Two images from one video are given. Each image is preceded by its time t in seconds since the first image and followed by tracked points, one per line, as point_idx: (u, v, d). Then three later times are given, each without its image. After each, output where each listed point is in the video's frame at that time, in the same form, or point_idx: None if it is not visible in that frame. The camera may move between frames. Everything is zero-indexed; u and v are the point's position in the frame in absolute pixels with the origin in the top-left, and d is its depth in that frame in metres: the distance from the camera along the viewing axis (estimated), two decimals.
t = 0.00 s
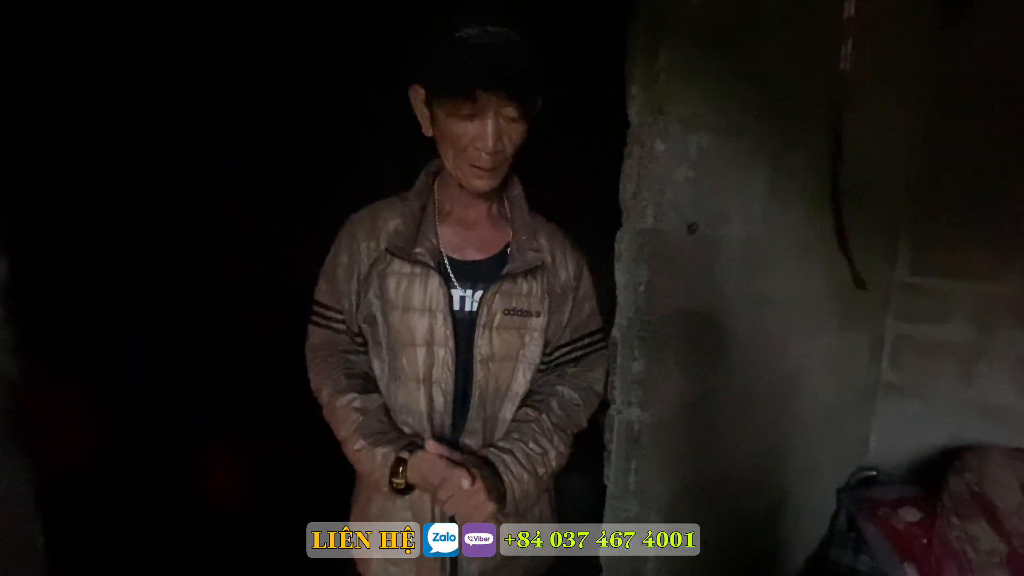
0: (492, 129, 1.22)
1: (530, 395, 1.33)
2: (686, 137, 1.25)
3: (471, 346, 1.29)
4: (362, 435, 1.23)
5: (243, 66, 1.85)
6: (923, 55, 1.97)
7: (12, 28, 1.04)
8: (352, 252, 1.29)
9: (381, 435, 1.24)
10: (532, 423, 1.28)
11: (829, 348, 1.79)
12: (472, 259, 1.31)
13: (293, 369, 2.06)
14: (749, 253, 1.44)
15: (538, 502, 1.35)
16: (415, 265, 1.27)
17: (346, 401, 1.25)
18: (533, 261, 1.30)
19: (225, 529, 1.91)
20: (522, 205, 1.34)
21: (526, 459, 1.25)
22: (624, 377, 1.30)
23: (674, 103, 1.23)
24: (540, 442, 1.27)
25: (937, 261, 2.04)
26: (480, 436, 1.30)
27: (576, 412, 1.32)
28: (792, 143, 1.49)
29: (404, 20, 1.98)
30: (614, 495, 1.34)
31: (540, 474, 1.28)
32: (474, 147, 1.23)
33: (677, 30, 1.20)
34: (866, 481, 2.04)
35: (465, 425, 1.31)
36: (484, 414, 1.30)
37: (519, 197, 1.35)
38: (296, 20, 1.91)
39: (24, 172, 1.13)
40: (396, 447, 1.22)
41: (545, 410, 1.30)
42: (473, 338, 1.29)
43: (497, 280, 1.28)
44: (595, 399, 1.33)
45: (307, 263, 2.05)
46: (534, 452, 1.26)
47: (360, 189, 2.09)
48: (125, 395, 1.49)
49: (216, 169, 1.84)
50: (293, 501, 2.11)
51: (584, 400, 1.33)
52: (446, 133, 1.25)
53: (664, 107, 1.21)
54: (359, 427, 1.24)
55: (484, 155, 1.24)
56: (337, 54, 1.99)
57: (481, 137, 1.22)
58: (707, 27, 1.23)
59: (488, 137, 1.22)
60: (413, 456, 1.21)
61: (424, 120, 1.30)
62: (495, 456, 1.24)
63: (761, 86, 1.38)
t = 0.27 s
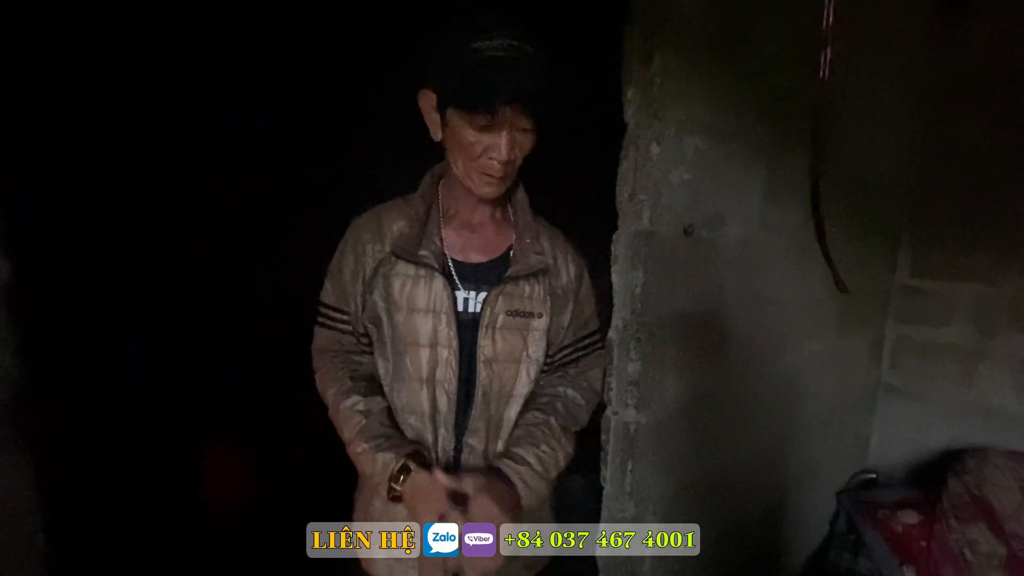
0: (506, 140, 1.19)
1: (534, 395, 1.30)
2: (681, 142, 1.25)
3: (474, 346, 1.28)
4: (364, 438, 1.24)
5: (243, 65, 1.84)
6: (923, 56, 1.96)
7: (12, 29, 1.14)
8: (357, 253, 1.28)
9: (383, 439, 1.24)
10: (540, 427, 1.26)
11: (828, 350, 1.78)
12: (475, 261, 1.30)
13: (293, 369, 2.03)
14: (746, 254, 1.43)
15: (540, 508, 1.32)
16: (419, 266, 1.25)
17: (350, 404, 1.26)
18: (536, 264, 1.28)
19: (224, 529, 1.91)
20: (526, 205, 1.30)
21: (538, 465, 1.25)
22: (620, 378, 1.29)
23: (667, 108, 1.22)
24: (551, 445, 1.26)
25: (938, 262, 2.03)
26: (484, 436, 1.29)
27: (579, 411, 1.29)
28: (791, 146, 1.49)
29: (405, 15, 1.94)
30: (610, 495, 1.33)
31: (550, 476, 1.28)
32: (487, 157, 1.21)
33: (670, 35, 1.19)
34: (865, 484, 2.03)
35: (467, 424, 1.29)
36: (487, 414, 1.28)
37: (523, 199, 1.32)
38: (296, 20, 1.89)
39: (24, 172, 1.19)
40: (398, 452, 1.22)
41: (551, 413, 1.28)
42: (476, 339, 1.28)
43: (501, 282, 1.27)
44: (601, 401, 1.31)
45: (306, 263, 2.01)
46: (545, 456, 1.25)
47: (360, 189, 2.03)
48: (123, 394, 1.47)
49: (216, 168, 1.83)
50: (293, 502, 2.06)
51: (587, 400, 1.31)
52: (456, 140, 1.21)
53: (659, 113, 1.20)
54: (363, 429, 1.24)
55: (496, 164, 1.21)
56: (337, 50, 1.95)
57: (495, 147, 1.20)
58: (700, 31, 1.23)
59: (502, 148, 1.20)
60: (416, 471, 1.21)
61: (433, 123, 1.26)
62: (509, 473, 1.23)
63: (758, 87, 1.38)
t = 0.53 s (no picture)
0: (507, 141, 1.17)
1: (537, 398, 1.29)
2: (681, 144, 1.24)
3: (477, 348, 1.24)
4: (362, 437, 1.21)
5: (243, 65, 1.82)
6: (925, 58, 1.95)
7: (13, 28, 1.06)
8: (361, 253, 1.26)
9: (380, 439, 1.21)
10: (565, 436, 1.26)
11: (830, 352, 1.77)
12: (477, 265, 1.25)
13: (292, 369, 2.03)
14: (746, 256, 1.42)
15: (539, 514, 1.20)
16: (423, 269, 1.23)
17: (349, 402, 1.24)
18: (539, 268, 1.24)
19: (223, 529, 1.91)
20: (530, 208, 1.27)
21: (576, 473, 1.25)
22: (619, 381, 1.28)
23: (667, 110, 1.21)
24: (582, 451, 1.26)
25: (940, 264, 2.02)
26: (486, 437, 1.24)
27: (592, 414, 1.30)
28: (792, 148, 1.48)
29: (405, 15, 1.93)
30: (610, 497, 1.32)
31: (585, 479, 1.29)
32: (487, 158, 1.18)
33: (671, 37, 1.18)
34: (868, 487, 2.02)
35: (469, 426, 1.25)
36: (489, 415, 1.24)
37: (528, 202, 1.29)
38: (296, 19, 1.87)
39: (23, 172, 1.12)
40: (393, 453, 1.19)
41: (571, 419, 1.28)
42: (479, 341, 1.24)
43: (504, 286, 1.23)
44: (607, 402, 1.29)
45: (306, 264, 2.00)
46: (579, 463, 1.26)
47: (361, 190, 2.02)
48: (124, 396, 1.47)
49: (216, 168, 1.83)
50: (293, 501, 2.07)
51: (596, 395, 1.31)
52: (459, 141, 1.19)
53: (659, 115, 1.19)
54: (359, 429, 1.22)
55: (497, 166, 1.18)
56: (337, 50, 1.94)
57: (495, 148, 1.17)
58: (700, 32, 1.22)
59: (502, 149, 1.17)
60: (410, 474, 1.18)
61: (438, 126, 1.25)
62: (556, 491, 1.23)
63: (759, 88, 1.37)
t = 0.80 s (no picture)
0: (508, 142, 1.15)
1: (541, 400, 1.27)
2: (683, 145, 1.22)
3: (481, 351, 1.22)
4: (371, 437, 1.20)
5: (243, 65, 1.80)
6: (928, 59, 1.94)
7: (13, 28, 1.10)
8: (367, 254, 1.24)
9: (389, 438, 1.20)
10: (556, 428, 1.24)
11: (833, 355, 1.76)
12: (481, 268, 1.24)
13: (292, 372, 2.00)
14: (748, 258, 1.41)
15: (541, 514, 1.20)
16: (428, 271, 1.21)
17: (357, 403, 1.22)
18: (544, 271, 1.23)
19: (225, 528, 1.88)
20: (535, 211, 1.26)
21: (560, 467, 1.22)
22: (621, 385, 1.26)
23: (669, 112, 1.19)
24: (569, 445, 1.23)
25: (945, 265, 2.00)
26: (488, 440, 1.23)
27: (590, 414, 1.27)
28: (793, 149, 1.47)
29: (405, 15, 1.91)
30: (613, 502, 1.30)
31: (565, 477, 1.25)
32: (489, 160, 1.17)
33: (672, 38, 1.17)
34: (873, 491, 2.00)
35: (472, 428, 1.23)
36: (492, 419, 1.23)
37: (532, 204, 1.27)
38: (296, 20, 1.86)
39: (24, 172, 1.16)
40: (401, 453, 1.19)
41: (565, 415, 1.25)
42: (483, 344, 1.22)
43: (508, 288, 1.21)
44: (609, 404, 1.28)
45: (307, 264, 1.98)
46: (565, 456, 1.23)
47: (361, 190, 2.01)
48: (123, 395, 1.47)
49: (216, 168, 1.81)
50: (292, 501, 2.03)
51: (600, 402, 1.29)
52: (461, 143, 1.18)
53: (661, 116, 1.18)
54: (368, 430, 1.20)
55: (498, 168, 1.17)
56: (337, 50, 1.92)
57: (496, 150, 1.16)
58: (701, 34, 1.20)
59: (504, 150, 1.16)
60: (420, 468, 1.17)
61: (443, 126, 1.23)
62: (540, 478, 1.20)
63: (761, 89, 1.36)
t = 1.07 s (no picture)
0: (511, 143, 1.14)
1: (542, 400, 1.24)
2: (684, 146, 1.22)
3: (480, 353, 1.21)
4: (368, 444, 1.16)
5: (243, 65, 1.79)
6: (930, 59, 1.93)
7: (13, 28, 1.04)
8: (367, 254, 1.23)
9: (387, 445, 1.17)
10: (539, 432, 1.19)
11: (835, 357, 1.74)
12: (482, 268, 1.23)
13: (292, 372, 2.00)
14: (750, 259, 1.40)
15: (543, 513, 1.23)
16: (427, 272, 1.19)
17: (355, 408, 1.18)
18: (544, 272, 1.21)
19: (225, 529, 1.86)
20: (535, 210, 1.25)
21: (531, 473, 1.16)
22: (621, 387, 1.27)
23: (670, 112, 1.18)
24: (547, 451, 1.17)
25: (947, 267, 1.99)
26: (486, 443, 1.21)
27: (585, 421, 1.22)
28: (796, 150, 1.46)
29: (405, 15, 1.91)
30: (613, 505, 1.30)
31: (543, 485, 1.19)
32: (492, 160, 1.15)
33: (673, 38, 1.16)
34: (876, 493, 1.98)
35: (471, 431, 1.22)
36: (490, 420, 1.21)
37: (533, 204, 1.26)
38: (296, 20, 1.85)
39: (24, 171, 1.11)
40: (398, 460, 1.14)
41: (551, 420, 1.20)
42: (482, 345, 1.21)
43: (508, 289, 1.20)
44: (606, 409, 1.22)
45: (307, 265, 1.98)
46: (540, 463, 1.17)
47: (361, 190, 2.01)
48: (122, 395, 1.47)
49: (217, 168, 1.80)
50: (293, 502, 2.03)
51: (594, 409, 1.23)
52: (463, 144, 1.16)
53: (661, 117, 1.17)
54: (366, 436, 1.17)
55: (500, 167, 1.15)
56: (336, 50, 1.91)
57: (499, 150, 1.14)
58: (703, 34, 1.20)
59: (507, 151, 1.14)
60: (410, 475, 1.12)
61: (444, 128, 1.21)
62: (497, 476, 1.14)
63: (763, 88, 1.35)
